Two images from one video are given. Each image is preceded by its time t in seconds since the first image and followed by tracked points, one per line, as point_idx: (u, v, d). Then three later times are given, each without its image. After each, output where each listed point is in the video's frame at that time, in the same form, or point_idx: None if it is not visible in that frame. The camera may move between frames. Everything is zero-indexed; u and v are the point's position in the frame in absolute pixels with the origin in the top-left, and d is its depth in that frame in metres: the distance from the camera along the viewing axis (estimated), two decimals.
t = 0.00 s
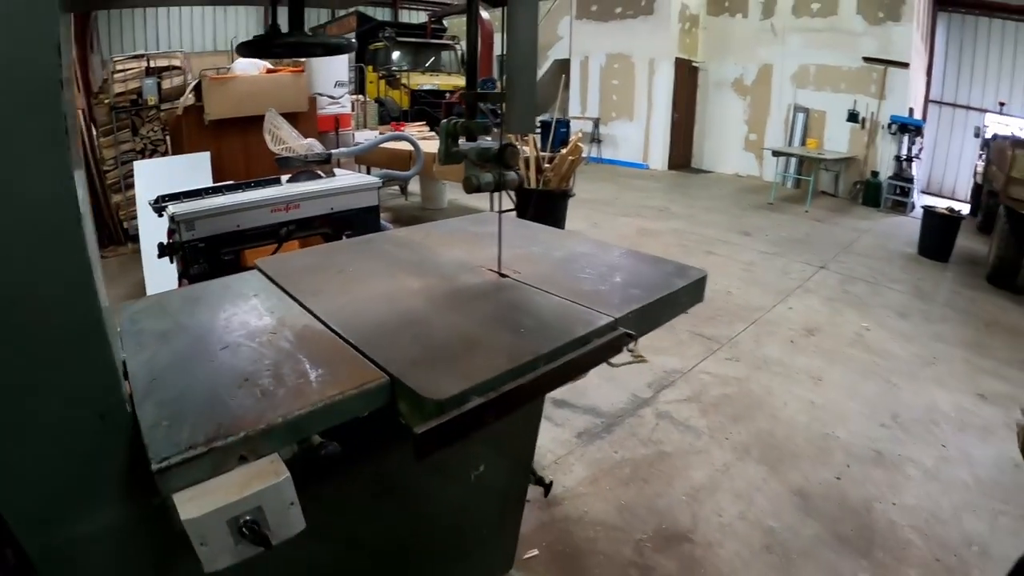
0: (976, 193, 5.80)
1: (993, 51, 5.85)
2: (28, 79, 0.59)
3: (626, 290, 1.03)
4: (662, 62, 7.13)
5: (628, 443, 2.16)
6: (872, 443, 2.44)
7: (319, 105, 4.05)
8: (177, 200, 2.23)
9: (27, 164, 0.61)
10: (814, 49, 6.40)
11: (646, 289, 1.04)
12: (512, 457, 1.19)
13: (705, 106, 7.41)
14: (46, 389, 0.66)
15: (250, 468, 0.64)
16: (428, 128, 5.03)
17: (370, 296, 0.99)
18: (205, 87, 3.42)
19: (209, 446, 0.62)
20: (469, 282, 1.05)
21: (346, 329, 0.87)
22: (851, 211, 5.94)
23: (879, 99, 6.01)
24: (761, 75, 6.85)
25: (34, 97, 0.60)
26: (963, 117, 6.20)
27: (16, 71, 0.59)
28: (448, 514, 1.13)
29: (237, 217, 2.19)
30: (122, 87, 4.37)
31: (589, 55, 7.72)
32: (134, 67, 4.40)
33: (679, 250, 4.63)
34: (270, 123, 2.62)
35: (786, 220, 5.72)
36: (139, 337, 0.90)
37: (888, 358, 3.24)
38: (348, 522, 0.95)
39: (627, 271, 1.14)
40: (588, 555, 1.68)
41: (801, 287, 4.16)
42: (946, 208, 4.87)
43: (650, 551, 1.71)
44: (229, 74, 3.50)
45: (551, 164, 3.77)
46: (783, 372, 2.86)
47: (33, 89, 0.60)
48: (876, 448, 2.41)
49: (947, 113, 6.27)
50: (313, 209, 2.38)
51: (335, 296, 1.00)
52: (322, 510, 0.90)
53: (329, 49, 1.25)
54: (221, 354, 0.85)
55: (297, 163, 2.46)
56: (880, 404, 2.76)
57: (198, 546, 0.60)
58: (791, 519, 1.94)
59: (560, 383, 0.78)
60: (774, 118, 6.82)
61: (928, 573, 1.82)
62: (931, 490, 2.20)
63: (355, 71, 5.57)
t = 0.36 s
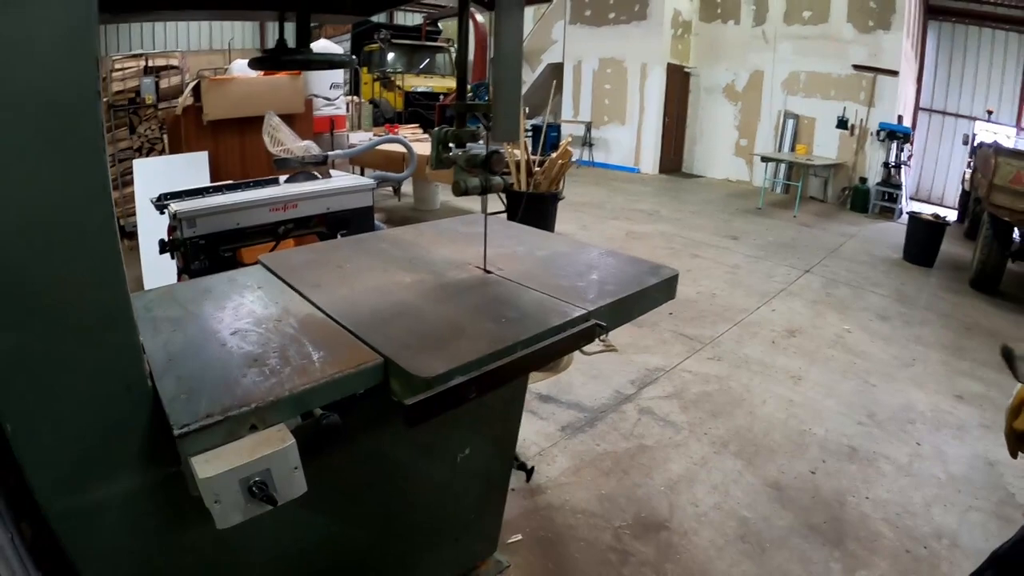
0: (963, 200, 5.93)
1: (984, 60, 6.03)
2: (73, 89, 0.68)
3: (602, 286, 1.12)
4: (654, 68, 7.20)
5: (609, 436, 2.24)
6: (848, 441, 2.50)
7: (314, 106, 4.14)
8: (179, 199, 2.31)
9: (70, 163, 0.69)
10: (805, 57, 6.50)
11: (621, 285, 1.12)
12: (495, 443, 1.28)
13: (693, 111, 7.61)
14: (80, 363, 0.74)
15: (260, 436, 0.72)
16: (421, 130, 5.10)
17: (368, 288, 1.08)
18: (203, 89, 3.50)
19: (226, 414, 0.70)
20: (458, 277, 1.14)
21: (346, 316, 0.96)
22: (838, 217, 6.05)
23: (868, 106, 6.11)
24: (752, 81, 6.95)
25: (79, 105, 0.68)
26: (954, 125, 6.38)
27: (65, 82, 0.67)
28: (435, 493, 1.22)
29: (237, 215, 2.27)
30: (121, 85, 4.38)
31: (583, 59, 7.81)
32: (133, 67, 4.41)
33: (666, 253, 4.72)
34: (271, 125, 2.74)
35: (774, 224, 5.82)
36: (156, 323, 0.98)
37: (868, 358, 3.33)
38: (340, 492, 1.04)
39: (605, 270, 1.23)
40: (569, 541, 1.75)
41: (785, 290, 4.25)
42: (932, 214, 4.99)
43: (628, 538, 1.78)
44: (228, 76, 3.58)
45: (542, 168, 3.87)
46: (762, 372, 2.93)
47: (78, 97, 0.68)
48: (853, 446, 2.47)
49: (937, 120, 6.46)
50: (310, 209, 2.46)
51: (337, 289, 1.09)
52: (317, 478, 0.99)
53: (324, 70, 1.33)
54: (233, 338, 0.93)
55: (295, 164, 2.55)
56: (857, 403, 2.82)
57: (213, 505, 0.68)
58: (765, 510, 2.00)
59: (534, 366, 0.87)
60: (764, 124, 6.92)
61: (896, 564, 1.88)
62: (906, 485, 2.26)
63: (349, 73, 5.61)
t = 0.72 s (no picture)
0: (942, 203, 6.04)
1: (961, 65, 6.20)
2: (83, 100, 0.77)
3: (560, 280, 1.21)
4: (638, 73, 7.28)
5: (581, 429, 2.33)
6: (814, 434, 2.40)
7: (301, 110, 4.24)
8: (168, 200, 2.40)
9: (79, 163, 0.78)
10: (787, 61, 6.51)
11: (578, 279, 1.22)
12: (466, 427, 1.37)
13: (677, 117, 7.62)
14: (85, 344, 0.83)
15: (246, 406, 0.82)
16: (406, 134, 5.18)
17: (346, 281, 1.18)
18: (191, 93, 3.57)
19: (215, 387, 0.79)
20: (430, 272, 1.24)
21: (326, 305, 1.06)
22: (817, 220, 6.17)
23: (848, 111, 6.16)
24: (735, 86, 6.96)
25: (88, 113, 0.77)
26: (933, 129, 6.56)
27: (75, 93, 0.76)
28: (407, 475, 1.30)
29: (224, 216, 2.35)
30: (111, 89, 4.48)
31: (567, 64, 7.86)
32: (123, 71, 4.52)
33: (646, 255, 4.82)
34: (258, 128, 2.84)
35: (753, 228, 5.91)
36: (151, 312, 1.07)
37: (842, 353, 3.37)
38: (318, 468, 1.13)
39: (566, 266, 1.32)
40: (538, 526, 1.79)
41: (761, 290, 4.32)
42: (908, 217, 5.11)
43: (595, 523, 1.82)
44: (216, 80, 3.65)
45: (523, 172, 3.98)
46: (734, 368, 2.94)
47: (87, 105, 0.77)
48: (817, 438, 2.38)
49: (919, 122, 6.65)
50: (296, 210, 2.54)
51: (317, 282, 1.18)
52: (296, 454, 1.08)
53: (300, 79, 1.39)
54: (222, 325, 1.02)
55: (281, 166, 2.62)
56: (825, 397, 2.69)
57: (203, 466, 0.77)
58: (730, 498, 2.00)
59: (492, 349, 0.97)
60: (746, 128, 6.94)
61: (858, 551, 1.85)
62: (870, 478, 2.18)
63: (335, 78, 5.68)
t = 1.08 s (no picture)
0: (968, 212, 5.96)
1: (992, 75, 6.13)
2: (139, 104, 0.89)
3: (563, 272, 1.30)
4: (661, 78, 7.28)
5: (591, 422, 2.40)
6: (819, 434, 2.44)
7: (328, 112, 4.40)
8: (202, 196, 2.53)
9: (134, 158, 0.91)
10: (809, 68, 6.51)
11: (579, 272, 1.30)
12: (475, 411, 1.46)
13: (701, 122, 7.62)
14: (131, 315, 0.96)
15: (272, 373, 0.92)
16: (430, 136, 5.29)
17: (365, 269, 1.28)
18: (223, 94, 3.72)
19: (246, 354, 0.90)
20: (442, 263, 1.33)
21: (346, 288, 1.16)
22: (840, 227, 6.12)
23: (871, 118, 6.10)
24: (758, 93, 6.96)
25: (142, 116, 0.90)
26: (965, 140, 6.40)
27: (132, 99, 0.89)
28: (416, 453, 1.40)
29: (253, 212, 2.47)
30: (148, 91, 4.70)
31: (591, 69, 7.92)
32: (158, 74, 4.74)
33: (663, 259, 4.87)
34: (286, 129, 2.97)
35: (774, 233, 5.89)
36: (190, 292, 1.19)
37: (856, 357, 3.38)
38: (331, 442, 1.23)
39: (571, 260, 1.41)
40: (544, 511, 1.87)
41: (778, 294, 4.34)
42: (931, 225, 5.07)
43: (598, 510, 1.89)
44: (247, 82, 3.79)
45: (543, 175, 4.06)
46: (743, 369, 2.99)
47: (141, 107, 0.89)
48: (821, 438, 2.40)
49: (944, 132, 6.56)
50: (321, 208, 2.66)
51: (338, 269, 1.29)
52: (312, 426, 1.18)
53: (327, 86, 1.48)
54: (252, 304, 1.13)
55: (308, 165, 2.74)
56: (832, 401, 2.71)
57: (233, 423, 0.87)
58: (731, 491, 2.04)
59: (494, 330, 1.06)
60: (769, 135, 6.94)
61: (855, 547, 1.86)
62: (871, 476, 2.19)
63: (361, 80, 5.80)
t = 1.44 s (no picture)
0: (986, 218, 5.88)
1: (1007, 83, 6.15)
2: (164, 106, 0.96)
3: (564, 268, 1.35)
4: (675, 84, 7.28)
5: (596, 420, 2.44)
6: (823, 435, 2.45)
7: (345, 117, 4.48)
8: (220, 196, 2.61)
9: (159, 156, 0.98)
10: (823, 73, 6.49)
11: (581, 267, 1.34)
12: (481, 402, 1.51)
13: (715, 128, 7.62)
14: (153, 302, 1.02)
15: (283, 356, 0.97)
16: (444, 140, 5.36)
17: (374, 264, 1.34)
18: (242, 98, 3.81)
19: (259, 338, 0.95)
20: (448, 259, 1.38)
21: (355, 281, 1.22)
22: (854, 233, 6.07)
23: (886, 124, 6.09)
24: (772, 99, 6.95)
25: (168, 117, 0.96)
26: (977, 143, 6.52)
27: (158, 101, 0.95)
28: (422, 442, 1.45)
29: (271, 212, 2.54)
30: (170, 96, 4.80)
31: (606, 75, 7.95)
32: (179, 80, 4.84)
33: (675, 263, 4.88)
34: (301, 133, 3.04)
35: (787, 238, 5.86)
36: (210, 283, 1.25)
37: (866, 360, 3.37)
38: (339, 427, 1.28)
39: (573, 256, 1.45)
40: (547, 504, 1.91)
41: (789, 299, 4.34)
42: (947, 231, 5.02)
43: (601, 505, 1.93)
44: (265, 86, 3.88)
45: (556, 179, 4.09)
46: (750, 371, 3.00)
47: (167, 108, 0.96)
48: (826, 440, 2.42)
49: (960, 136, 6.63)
50: (336, 209, 2.72)
51: (349, 264, 1.34)
52: (320, 410, 1.24)
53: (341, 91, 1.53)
54: (268, 293, 1.19)
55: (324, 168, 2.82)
56: (840, 403, 2.73)
57: (245, 402, 0.93)
58: (734, 490, 2.07)
59: (495, 320, 1.11)
60: (784, 141, 6.91)
61: (856, 546, 1.86)
62: (874, 477, 2.20)
63: (377, 85, 5.89)
